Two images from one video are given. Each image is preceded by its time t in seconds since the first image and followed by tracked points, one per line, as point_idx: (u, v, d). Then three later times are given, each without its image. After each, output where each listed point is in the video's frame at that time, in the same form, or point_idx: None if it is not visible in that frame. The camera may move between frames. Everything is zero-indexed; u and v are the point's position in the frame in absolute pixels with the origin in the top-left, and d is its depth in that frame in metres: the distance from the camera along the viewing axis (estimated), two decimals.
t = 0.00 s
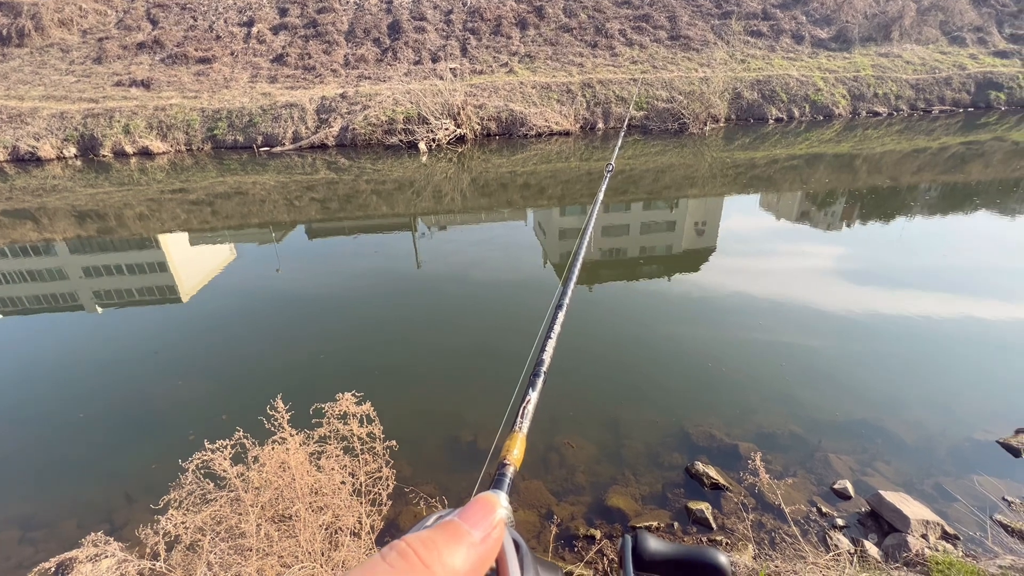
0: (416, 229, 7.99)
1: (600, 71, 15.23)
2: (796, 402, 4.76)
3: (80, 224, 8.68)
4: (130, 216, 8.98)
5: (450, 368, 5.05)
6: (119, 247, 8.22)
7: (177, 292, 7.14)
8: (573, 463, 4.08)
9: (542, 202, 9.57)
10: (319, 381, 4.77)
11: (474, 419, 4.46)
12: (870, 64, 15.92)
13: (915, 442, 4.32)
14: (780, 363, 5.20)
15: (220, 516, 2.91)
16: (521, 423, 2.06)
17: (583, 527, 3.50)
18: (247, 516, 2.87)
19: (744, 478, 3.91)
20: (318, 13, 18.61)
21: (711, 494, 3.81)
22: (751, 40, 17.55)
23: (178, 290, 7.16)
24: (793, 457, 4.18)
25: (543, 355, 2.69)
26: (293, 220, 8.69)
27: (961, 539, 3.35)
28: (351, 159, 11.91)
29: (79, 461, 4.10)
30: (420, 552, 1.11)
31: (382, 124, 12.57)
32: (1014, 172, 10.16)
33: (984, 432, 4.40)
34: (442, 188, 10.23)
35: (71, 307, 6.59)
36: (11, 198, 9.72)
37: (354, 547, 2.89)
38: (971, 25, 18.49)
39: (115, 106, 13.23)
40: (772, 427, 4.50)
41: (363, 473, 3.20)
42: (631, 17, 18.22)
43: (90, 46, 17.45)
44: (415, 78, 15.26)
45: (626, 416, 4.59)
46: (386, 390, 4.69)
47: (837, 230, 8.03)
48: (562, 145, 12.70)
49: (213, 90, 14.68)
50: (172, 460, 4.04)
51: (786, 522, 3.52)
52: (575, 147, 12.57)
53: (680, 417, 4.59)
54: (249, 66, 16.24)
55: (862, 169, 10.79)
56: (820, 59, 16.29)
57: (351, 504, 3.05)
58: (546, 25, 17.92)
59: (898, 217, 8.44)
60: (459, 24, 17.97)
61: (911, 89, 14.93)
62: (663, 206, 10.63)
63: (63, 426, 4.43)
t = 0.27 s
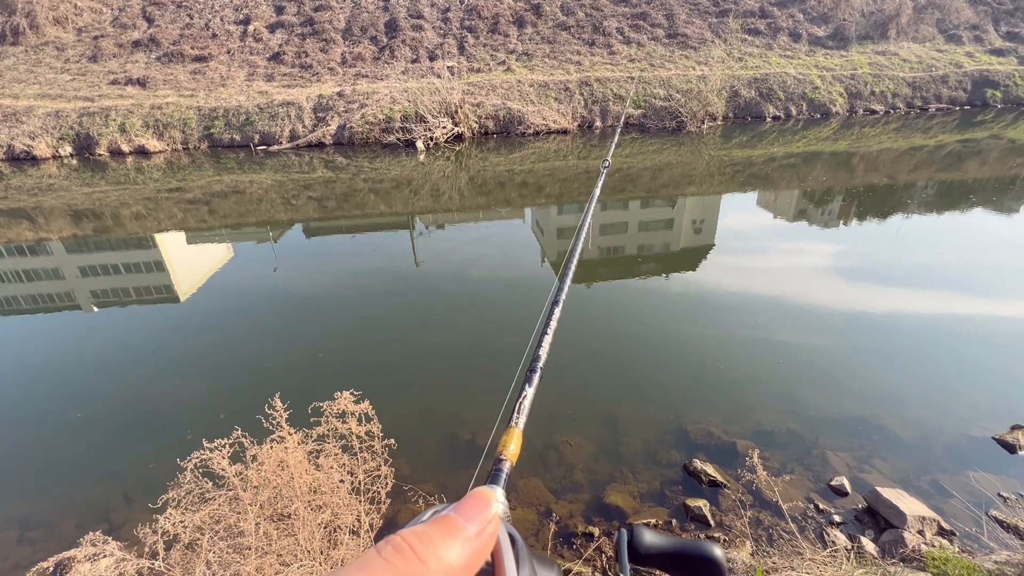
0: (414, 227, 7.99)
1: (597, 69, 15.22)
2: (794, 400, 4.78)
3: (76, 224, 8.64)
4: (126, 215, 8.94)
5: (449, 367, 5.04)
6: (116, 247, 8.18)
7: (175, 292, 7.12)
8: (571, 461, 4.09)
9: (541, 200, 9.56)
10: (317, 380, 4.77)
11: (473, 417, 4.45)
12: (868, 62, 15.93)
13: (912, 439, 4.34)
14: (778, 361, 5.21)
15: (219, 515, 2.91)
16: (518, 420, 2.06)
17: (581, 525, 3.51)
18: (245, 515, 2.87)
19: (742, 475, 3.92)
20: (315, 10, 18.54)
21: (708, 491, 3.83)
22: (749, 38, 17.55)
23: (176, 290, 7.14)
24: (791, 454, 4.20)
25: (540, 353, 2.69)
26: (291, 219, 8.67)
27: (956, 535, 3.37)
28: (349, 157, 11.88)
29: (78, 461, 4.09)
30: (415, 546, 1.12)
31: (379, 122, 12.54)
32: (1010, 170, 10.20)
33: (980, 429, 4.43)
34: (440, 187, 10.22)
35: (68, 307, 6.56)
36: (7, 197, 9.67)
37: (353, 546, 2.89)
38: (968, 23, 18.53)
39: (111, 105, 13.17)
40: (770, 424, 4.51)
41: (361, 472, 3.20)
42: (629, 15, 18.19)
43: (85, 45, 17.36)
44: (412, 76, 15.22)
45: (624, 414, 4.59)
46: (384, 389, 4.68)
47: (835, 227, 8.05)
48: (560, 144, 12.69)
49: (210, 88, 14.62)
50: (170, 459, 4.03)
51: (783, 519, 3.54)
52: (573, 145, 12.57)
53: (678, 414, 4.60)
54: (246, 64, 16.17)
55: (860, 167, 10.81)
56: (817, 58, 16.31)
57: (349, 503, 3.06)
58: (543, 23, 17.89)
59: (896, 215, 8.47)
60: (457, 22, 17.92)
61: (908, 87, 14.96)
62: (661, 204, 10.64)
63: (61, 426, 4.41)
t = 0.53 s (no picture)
0: (413, 226, 7.99)
1: (596, 67, 15.21)
2: (792, 398, 4.79)
3: (74, 223, 8.62)
4: (125, 214, 8.92)
5: (448, 366, 5.05)
6: (115, 246, 8.17)
7: (174, 292, 7.10)
8: (571, 459, 4.10)
9: (539, 199, 9.56)
10: (317, 379, 4.77)
11: (472, 417, 4.46)
12: (866, 60, 15.92)
13: (910, 436, 4.35)
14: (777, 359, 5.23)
15: (218, 514, 2.91)
16: (517, 417, 2.06)
17: (581, 523, 3.52)
18: (245, 513, 2.87)
19: (741, 472, 3.93)
20: (312, 9, 18.50)
21: (707, 489, 3.84)
22: (747, 37, 17.54)
23: (174, 290, 7.13)
24: (789, 452, 4.21)
25: (540, 350, 2.69)
26: (290, 218, 8.66)
27: (954, 532, 3.39)
28: (347, 156, 11.86)
29: (77, 461, 4.08)
30: (417, 544, 1.12)
31: (378, 121, 12.52)
32: (1008, 169, 10.22)
33: (978, 426, 4.44)
34: (439, 186, 10.21)
35: (66, 307, 6.55)
36: (4, 197, 9.64)
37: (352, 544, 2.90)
38: (966, 21, 18.54)
39: (109, 103, 13.13)
40: (768, 422, 4.52)
41: (361, 470, 3.21)
42: (628, 13, 18.17)
43: (82, 43, 17.30)
44: (411, 75, 15.20)
45: (623, 412, 4.60)
46: (384, 389, 4.68)
47: (833, 226, 8.06)
48: (558, 142, 12.68)
49: (208, 87, 14.58)
50: (170, 459, 4.03)
51: (781, 517, 3.55)
52: (571, 144, 12.56)
53: (677, 412, 4.61)
54: (244, 63, 16.13)
55: (858, 165, 10.83)
56: (816, 56, 16.31)
57: (349, 501, 3.06)
58: (542, 22, 17.87)
59: (893, 214, 8.49)
60: (455, 20, 17.89)
61: (906, 85, 14.97)
62: (660, 203, 10.64)
63: (60, 426, 4.40)
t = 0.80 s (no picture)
0: (412, 226, 8.00)
1: (596, 67, 15.21)
2: (791, 397, 4.80)
3: (74, 223, 8.61)
4: (124, 214, 8.92)
5: (448, 365, 5.05)
6: (114, 246, 8.16)
7: (173, 292, 7.10)
8: (570, 458, 4.10)
9: (539, 198, 9.56)
10: (317, 379, 4.77)
11: (472, 416, 4.46)
12: (865, 59, 15.92)
13: (908, 435, 4.36)
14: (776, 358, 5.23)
15: (218, 513, 2.91)
16: (516, 416, 2.07)
17: (580, 522, 3.52)
18: (245, 512, 2.87)
19: (740, 471, 3.94)
20: (312, 8, 18.48)
21: (706, 488, 3.84)
22: (747, 36, 17.54)
23: (174, 290, 7.12)
24: (789, 451, 4.21)
25: (539, 349, 2.69)
26: (289, 217, 8.67)
27: (952, 531, 3.40)
28: (347, 156, 11.86)
29: (76, 461, 4.08)
30: (414, 542, 1.13)
31: (377, 120, 12.52)
32: (1007, 168, 10.23)
33: (976, 425, 4.45)
34: (438, 185, 10.22)
35: (66, 306, 6.54)
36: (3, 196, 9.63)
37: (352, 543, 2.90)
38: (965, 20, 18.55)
39: (108, 103, 13.12)
40: (767, 421, 4.53)
41: (361, 469, 3.21)
42: (627, 13, 18.16)
43: (81, 43, 17.28)
44: (410, 74, 15.19)
45: (623, 411, 4.61)
46: (383, 388, 4.69)
47: (833, 225, 8.07)
48: (558, 142, 12.68)
49: (207, 86, 14.57)
50: (169, 459, 4.03)
51: (780, 515, 3.56)
52: (571, 143, 12.57)
53: (676, 411, 4.62)
54: (243, 62, 16.12)
55: (857, 164, 10.84)
56: (815, 55, 16.30)
57: (349, 500, 3.06)
58: (541, 21, 17.87)
59: (893, 213, 8.50)
60: (454, 20, 17.88)
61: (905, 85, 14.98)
62: (659, 202, 10.65)
63: (59, 426, 4.40)
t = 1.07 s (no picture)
0: (412, 226, 8.00)
1: (596, 67, 15.22)
2: (792, 397, 4.80)
3: (74, 224, 8.62)
4: (125, 215, 8.92)
5: (448, 365, 5.06)
6: (115, 247, 8.16)
7: (173, 292, 7.10)
8: (570, 458, 4.11)
9: (539, 199, 9.56)
10: (317, 379, 4.77)
11: (472, 416, 4.46)
12: (865, 60, 15.92)
13: (909, 435, 4.36)
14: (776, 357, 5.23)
15: (218, 513, 2.91)
16: (516, 416, 2.07)
17: (581, 522, 3.52)
18: (245, 513, 2.87)
19: (740, 472, 3.94)
20: (312, 9, 18.49)
21: (706, 489, 3.84)
22: (747, 37, 17.55)
23: (174, 290, 7.13)
24: (789, 451, 4.21)
25: (539, 349, 2.69)
26: (289, 218, 8.67)
27: (953, 531, 3.40)
28: (347, 157, 11.87)
29: (77, 461, 4.08)
30: (414, 542, 1.13)
31: (377, 121, 12.53)
32: (1007, 168, 10.23)
33: (976, 425, 4.45)
34: (438, 186, 10.22)
35: (66, 307, 6.55)
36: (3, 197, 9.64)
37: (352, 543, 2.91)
38: (965, 21, 18.56)
39: (109, 104, 13.13)
40: (767, 421, 4.53)
41: (361, 469, 3.21)
42: (627, 13, 18.17)
43: (82, 43, 17.29)
44: (410, 75, 15.20)
45: (622, 411, 4.61)
46: (383, 388, 4.69)
47: (833, 225, 8.08)
48: (558, 142, 12.69)
49: (207, 87, 14.59)
50: (170, 459, 4.03)
51: (781, 516, 3.56)
52: (571, 144, 12.57)
53: (676, 412, 4.62)
54: (244, 63, 16.13)
55: (857, 165, 10.84)
56: (816, 56, 16.30)
57: (349, 500, 3.06)
58: (541, 22, 17.87)
59: (893, 213, 8.50)
60: (455, 20, 17.89)
61: (905, 85, 14.99)
62: (660, 202, 10.66)
63: (60, 426, 4.40)
